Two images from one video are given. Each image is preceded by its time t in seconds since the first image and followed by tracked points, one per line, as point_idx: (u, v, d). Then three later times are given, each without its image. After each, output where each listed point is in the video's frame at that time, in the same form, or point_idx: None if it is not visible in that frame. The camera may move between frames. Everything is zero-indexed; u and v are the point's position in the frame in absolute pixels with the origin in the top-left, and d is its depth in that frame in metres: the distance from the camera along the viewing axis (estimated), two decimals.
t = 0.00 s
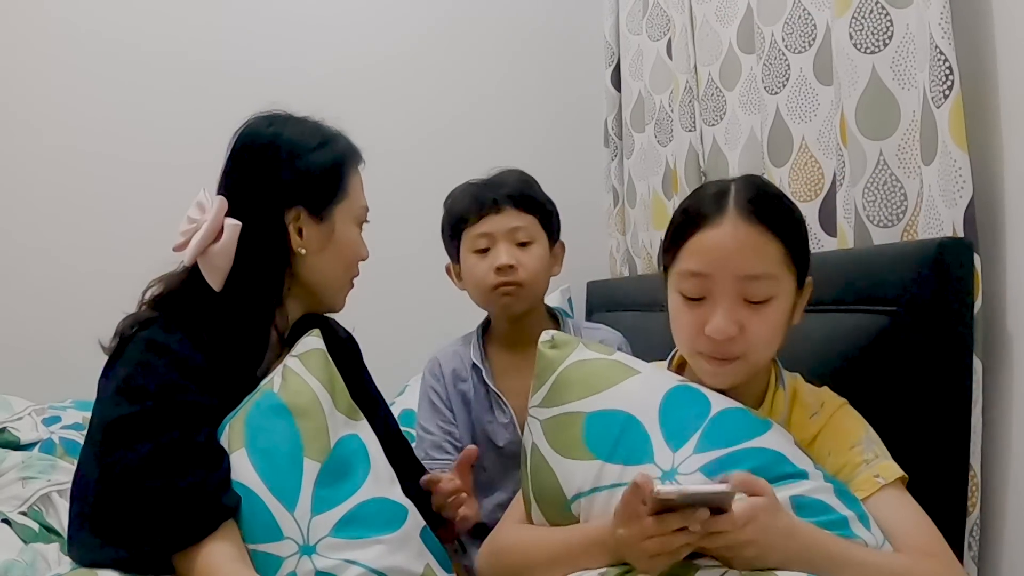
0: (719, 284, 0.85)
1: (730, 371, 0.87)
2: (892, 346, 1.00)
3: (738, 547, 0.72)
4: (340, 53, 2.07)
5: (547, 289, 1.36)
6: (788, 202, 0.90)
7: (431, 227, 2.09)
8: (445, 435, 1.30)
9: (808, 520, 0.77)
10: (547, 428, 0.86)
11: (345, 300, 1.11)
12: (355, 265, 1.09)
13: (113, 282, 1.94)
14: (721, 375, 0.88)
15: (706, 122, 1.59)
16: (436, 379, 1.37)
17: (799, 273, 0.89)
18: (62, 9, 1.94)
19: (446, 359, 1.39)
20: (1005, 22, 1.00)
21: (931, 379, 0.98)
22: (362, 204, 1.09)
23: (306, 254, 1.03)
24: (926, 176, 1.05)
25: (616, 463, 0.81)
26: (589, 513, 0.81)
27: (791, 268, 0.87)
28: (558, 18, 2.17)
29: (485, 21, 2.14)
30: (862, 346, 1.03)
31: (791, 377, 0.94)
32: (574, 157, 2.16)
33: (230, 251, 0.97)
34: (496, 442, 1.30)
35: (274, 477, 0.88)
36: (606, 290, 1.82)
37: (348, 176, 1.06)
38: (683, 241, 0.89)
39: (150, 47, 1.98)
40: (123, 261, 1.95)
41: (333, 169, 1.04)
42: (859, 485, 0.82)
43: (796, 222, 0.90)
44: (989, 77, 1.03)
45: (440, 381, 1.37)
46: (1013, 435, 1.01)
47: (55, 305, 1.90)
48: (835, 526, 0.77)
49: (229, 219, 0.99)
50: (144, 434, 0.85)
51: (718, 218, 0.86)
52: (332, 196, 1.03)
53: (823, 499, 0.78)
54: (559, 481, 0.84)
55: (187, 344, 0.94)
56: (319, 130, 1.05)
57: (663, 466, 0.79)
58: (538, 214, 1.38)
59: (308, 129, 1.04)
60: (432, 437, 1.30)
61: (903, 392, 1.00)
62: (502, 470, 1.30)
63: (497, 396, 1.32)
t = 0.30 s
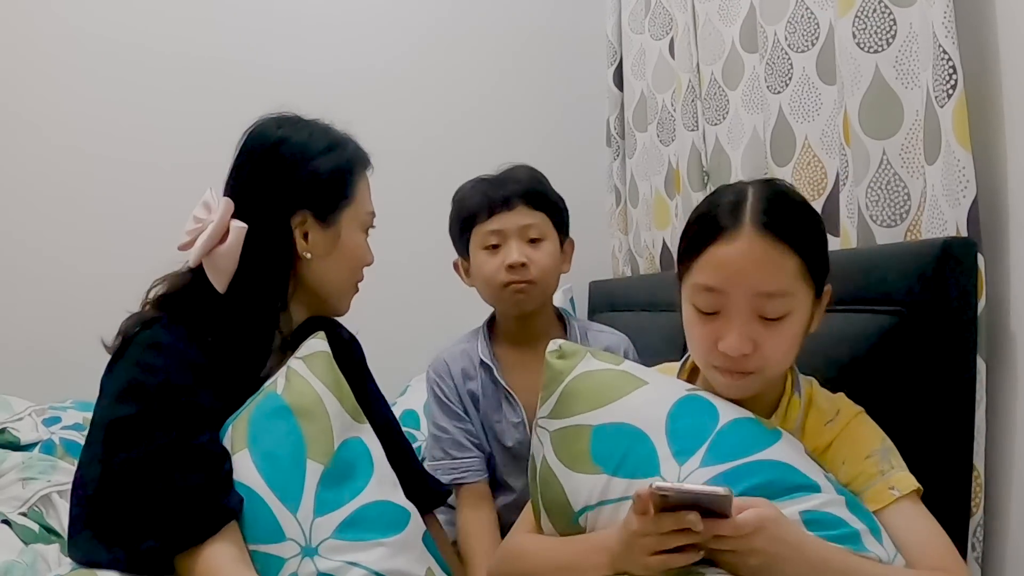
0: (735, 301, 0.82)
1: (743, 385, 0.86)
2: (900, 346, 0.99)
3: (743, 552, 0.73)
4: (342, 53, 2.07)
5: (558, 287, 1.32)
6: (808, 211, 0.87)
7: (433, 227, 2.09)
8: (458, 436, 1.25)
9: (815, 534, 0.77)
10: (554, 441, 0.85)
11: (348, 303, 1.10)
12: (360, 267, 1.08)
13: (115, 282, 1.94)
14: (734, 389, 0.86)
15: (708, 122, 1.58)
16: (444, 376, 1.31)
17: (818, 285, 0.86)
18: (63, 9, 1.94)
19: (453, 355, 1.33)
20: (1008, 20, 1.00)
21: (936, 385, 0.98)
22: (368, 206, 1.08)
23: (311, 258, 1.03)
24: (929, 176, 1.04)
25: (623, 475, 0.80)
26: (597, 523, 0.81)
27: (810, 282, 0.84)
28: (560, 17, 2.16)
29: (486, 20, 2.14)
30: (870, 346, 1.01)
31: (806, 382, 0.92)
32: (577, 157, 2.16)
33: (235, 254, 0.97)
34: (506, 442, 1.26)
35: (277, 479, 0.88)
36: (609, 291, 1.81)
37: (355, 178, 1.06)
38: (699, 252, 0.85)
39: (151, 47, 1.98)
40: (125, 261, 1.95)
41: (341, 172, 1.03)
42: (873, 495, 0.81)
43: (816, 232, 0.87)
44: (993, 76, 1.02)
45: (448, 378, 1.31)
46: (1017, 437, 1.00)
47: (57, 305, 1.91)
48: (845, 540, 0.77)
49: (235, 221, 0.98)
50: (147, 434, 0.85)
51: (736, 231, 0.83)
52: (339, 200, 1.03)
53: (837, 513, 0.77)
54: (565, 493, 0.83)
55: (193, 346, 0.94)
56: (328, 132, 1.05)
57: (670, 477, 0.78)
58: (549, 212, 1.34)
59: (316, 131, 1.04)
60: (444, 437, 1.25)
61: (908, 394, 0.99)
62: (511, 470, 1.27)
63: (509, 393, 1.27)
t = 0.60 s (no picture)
0: (741, 312, 0.82)
1: (749, 394, 0.85)
2: (905, 346, 0.99)
3: (746, 555, 0.73)
4: (344, 53, 2.07)
5: (574, 288, 1.31)
6: (813, 217, 0.86)
7: (435, 226, 2.09)
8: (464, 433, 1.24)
9: (817, 535, 0.77)
10: (556, 442, 0.85)
11: (351, 306, 1.10)
12: (365, 269, 1.07)
13: (116, 282, 1.95)
14: (740, 398, 0.86)
15: (711, 121, 1.58)
16: (453, 375, 1.30)
17: (823, 293, 0.86)
18: (64, 9, 1.94)
19: (463, 353, 1.32)
20: (1012, 18, 0.99)
21: (941, 384, 0.97)
22: (372, 209, 1.08)
23: (315, 259, 1.03)
24: (932, 175, 1.04)
25: (624, 476, 0.80)
26: (597, 525, 0.81)
27: (815, 291, 0.84)
28: (562, 16, 2.16)
29: (488, 19, 2.13)
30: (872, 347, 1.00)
31: (809, 383, 0.91)
32: (579, 157, 2.15)
33: (240, 252, 0.97)
34: (513, 442, 1.25)
35: (280, 478, 0.88)
36: (611, 290, 1.81)
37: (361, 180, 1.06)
38: (703, 261, 0.85)
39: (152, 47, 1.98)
40: (126, 261, 1.95)
41: (346, 173, 1.03)
42: (876, 497, 0.81)
43: (822, 237, 0.86)
44: (996, 75, 1.01)
45: (457, 375, 1.30)
46: (1020, 438, 1.00)
47: (58, 306, 1.91)
48: (848, 542, 0.76)
49: (240, 220, 0.99)
50: (151, 432, 0.85)
51: (742, 241, 0.82)
52: (344, 202, 1.03)
53: (838, 514, 0.77)
54: (566, 495, 0.83)
55: (198, 344, 0.94)
56: (334, 135, 1.05)
57: (671, 479, 0.78)
58: (564, 214, 1.33)
59: (322, 134, 1.04)
60: (450, 435, 1.24)
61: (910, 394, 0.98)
62: (516, 471, 1.25)
63: (517, 392, 1.26)
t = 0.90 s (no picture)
0: (734, 317, 0.81)
1: (745, 400, 0.85)
2: (908, 346, 0.98)
3: (746, 556, 0.72)
4: (346, 52, 2.07)
5: (580, 288, 1.31)
6: (807, 220, 0.86)
7: (437, 225, 2.09)
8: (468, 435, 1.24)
9: (819, 536, 0.76)
10: (556, 444, 0.85)
11: (353, 308, 1.09)
12: (368, 270, 1.07)
13: (118, 282, 1.95)
14: (736, 404, 0.85)
15: (713, 120, 1.57)
16: (456, 376, 1.29)
17: (817, 297, 0.85)
18: (66, 8, 1.94)
19: (467, 354, 1.31)
20: (1015, 16, 0.98)
21: (944, 382, 0.96)
22: (376, 210, 1.07)
23: (319, 259, 1.02)
24: (936, 175, 1.03)
25: (624, 478, 0.79)
26: (597, 527, 0.80)
27: (809, 294, 0.84)
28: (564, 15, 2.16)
29: (490, 18, 2.13)
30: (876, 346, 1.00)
31: (810, 384, 0.90)
32: (581, 156, 2.15)
33: (243, 252, 0.97)
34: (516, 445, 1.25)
35: (282, 478, 0.88)
36: (613, 290, 1.81)
37: (364, 182, 1.05)
38: (696, 267, 0.84)
39: (154, 46, 1.98)
40: (128, 261, 1.95)
41: (350, 175, 1.03)
42: (877, 498, 0.81)
43: (816, 240, 0.86)
44: (1000, 74, 1.01)
45: (460, 376, 1.29)
46: None
47: (59, 306, 1.91)
48: (850, 542, 0.76)
49: (243, 221, 0.99)
50: (153, 431, 0.85)
51: (733, 246, 0.82)
52: (347, 202, 1.02)
53: (839, 514, 0.77)
54: (565, 498, 0.83)
55: (202, 344, 0.94)
56: (336, 136, 1.04)
57: (670, 481, 0.77)
58: (573, 215, 1.33)
59: (325, 134, 1.03)
60: (454, 436, 1.24)
61: (913, 395, 0.98)
62: (518, 474, 1.25)
63: (523, 395, 1.26)
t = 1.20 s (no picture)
0: (731, 323, 0.81)
1: (744, 404, 0.85)
2: (912, 347, 0.98)
3: (745, 558, 0.72)
4: (348, 51, 2.07)
5: (576, 288, 1.30)
6: (804, 222, 0.85)
7: (438, 225, 2.09)
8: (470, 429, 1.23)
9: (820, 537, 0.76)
10: (556, 446, 0.84)
11: (355, 309, 1.09)
12: (371, 272, 1.07)
13: (119, 282, 1.95)
14: (735, 408, 0.85)
15: (716, 120, 1.57)
16: (457, 372, 1.29)
17: (814, 300, 0.85)
18: (68, 8, 1.94)
19: (468, 352, 1.31)
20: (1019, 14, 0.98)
21: (947, 382, 0.96)
22: (381, 212, 1.07)
23: (324, 259, 1.02)
24: (939, 175, 1.03)
25: (625, 481, 0.79)
26: (598, 529, 0.80)
27: (806, 297, 0.83)
28: (567, 14, 2.15)
29: (492, 18, 2.13)
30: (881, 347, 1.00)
31: (810, 383, 0.90)
32: (583, 156, 2.15)
33: (249, 252, 0.97)
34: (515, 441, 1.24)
35: (285, 477, 0.87)
36: (615, 290, 1.81)
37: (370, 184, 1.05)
38: (691, 273, 0.84)
39: (156, 46, 1.98)
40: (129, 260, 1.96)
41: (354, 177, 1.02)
42: (879, 498, 0.80)
43: (813, 242, 0.85)
44: (1004, 72, 1.00)
45: (461, 373, 1.29)
46: None
47: (61, 305, 1.91)
48: (852, 542, 0.75)
49: (248, 221, 0.98)
50: (157, 430, 0.85)
51: (729, 252, 0.81)
52: (351, 204, 1.02)
53: (839, 514, 0.76)
54: (565, 500, 0.82)
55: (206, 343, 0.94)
56: (341, 137, 1.04)
57: (671, 483, 0.77)
58: (571, 216, 1.33)
59: (329, 136, 1.03)
60: (456, 430, 1.23)
61: (916, 396, 0.98)
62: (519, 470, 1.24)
63: (521, 389, 1.26)
